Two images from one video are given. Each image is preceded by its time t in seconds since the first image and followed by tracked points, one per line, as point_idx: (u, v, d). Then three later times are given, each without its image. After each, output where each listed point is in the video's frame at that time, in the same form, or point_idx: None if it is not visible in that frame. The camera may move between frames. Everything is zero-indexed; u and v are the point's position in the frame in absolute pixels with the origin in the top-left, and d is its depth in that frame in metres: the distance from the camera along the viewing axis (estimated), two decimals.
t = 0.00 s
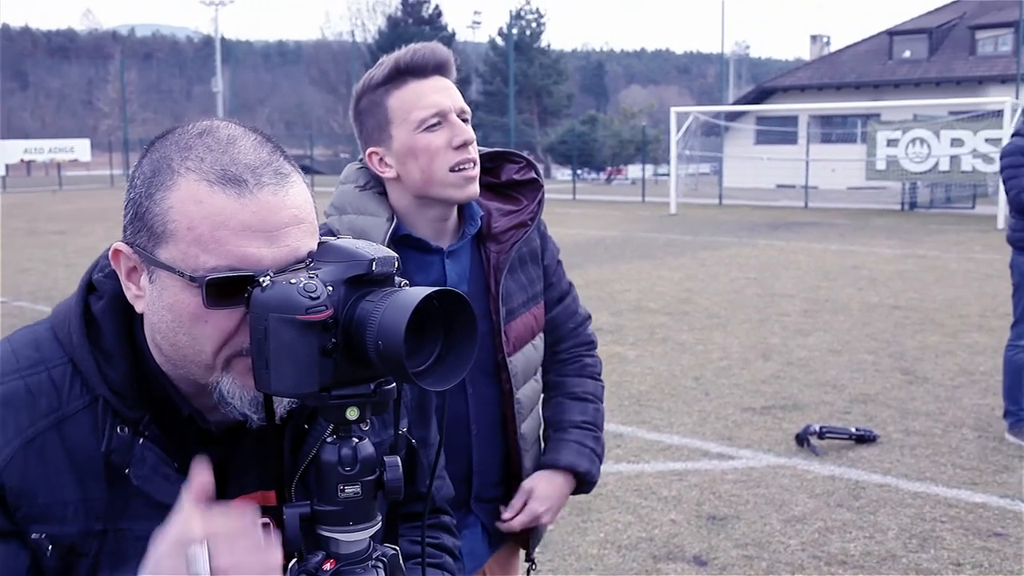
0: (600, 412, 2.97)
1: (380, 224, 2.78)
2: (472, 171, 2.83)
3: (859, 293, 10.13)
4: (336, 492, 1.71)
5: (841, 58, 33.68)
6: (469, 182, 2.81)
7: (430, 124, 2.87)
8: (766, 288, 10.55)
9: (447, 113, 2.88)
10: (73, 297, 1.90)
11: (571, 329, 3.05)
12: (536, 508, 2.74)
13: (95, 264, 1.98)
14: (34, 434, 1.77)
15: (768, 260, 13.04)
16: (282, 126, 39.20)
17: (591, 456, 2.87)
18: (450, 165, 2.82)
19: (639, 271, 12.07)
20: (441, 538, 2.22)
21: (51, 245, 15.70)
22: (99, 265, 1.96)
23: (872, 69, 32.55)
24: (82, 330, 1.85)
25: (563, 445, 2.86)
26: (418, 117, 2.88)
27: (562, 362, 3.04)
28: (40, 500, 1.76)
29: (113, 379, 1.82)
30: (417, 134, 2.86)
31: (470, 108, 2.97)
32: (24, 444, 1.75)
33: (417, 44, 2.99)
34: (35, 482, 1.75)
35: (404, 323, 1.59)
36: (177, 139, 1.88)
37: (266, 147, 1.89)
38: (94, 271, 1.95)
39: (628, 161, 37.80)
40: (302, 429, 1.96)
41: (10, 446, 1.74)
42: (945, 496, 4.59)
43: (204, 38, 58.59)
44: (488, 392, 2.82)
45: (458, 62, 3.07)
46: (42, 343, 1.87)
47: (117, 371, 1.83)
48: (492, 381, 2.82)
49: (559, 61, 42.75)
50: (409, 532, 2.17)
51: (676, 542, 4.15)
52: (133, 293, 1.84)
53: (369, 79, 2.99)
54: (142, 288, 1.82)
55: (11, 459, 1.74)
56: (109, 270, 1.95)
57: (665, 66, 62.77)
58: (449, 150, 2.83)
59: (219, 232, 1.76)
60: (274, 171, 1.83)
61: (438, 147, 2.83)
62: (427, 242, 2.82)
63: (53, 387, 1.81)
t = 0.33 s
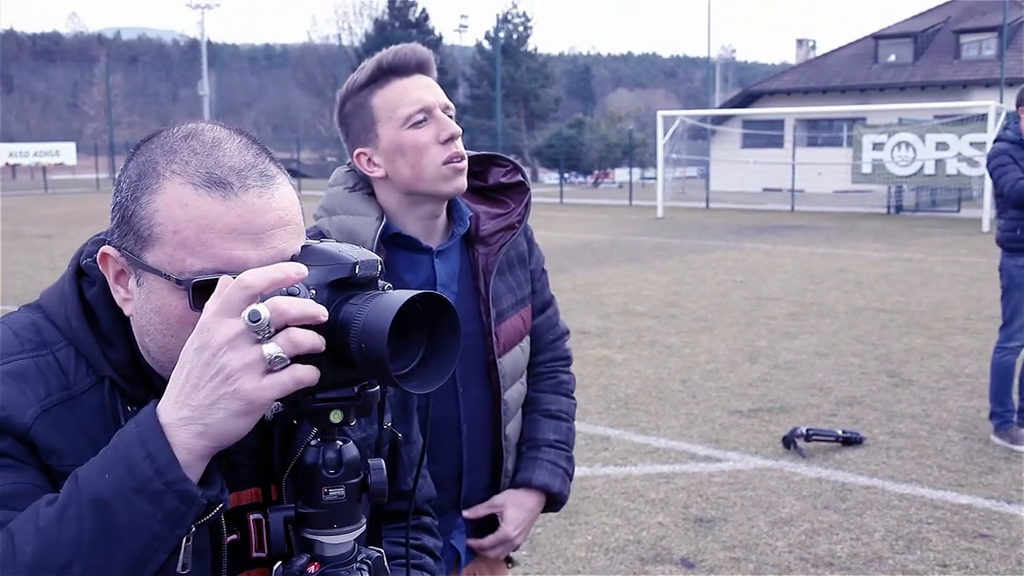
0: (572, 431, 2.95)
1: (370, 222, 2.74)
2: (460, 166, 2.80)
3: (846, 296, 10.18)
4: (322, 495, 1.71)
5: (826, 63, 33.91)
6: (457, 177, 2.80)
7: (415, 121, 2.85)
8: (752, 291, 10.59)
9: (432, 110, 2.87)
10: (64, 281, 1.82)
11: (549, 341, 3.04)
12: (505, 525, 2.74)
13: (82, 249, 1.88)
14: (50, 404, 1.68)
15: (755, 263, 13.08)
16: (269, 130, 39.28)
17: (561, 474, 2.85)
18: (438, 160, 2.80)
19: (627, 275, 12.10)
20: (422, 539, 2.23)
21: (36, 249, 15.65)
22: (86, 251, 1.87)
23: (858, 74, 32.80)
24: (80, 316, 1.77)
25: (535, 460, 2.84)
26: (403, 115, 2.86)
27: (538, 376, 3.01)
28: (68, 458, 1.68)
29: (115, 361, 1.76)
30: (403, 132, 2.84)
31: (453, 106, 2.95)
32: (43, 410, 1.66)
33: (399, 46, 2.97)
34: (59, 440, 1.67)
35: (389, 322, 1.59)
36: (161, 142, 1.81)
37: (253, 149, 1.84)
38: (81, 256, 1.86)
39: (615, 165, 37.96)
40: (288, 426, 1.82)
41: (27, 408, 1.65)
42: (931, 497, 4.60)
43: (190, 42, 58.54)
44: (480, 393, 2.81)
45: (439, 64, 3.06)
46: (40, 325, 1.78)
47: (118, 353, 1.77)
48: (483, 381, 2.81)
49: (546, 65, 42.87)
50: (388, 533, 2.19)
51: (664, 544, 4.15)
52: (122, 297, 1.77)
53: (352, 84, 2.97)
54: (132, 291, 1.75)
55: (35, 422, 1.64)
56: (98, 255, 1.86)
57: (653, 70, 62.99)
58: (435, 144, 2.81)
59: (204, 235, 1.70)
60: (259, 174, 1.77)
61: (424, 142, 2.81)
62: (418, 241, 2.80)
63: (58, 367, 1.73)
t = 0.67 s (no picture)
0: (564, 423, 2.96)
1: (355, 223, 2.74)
2: (441, 190, 2.77)
3: (834, 294, 10.21)
4: (309, 493, 1.71)
5: (814, 62, 33.99)
6: (439, 197, 2.77)
7: (401, 141, 2.79)
8: (741, 290, 10.62)
9: (418, 129, 2.80)
10: (51, 284, 1.81)
11: (540, 333, 3.05)
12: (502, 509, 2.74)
13: (68, 251, 1.87)
14: (39, 408, 1.67)
15: (743, 262, 13.12)
16: (257, 130, 39.18)
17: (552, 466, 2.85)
18: (422, 181, 2.76)
19: (616, 273, 12.11)
20: (410, 537, 2.23)
21: (23, 249, 15.56)
22: (72, 252, 1.85)
23: (845, 73, 32.88)
24: (68, 317, 1.76)
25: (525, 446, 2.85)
26: (388, 133, 2.79)
27: (530, 368, 3.03)
28: (59, 463, 1.68)
29: (104, 364, 1.75)
30: (389, 151, 2.78)
31: (440, 114, 2.86)
32: (32, 414, 1.66)
33: (391, 49, 2.85)
34: (49, 444, 1.67)
35: (374, 322, 1.58)
36: (152, 143, 1.81)
37: (244, 150, 1.83)
38: (68, 258, 1.85)
39: (603, 164, 37.98)
40: (276, 426, 1.82)
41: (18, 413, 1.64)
42: (918, 495, 4.63)
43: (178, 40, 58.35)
44: (468, 390, 2.81)
45: (431, 67, 2.95)
46: (28, 329, 1.77)
47: (107, 356, 1.76)
48: (471, 377, 2.80)
49: (535, 64, 42.88)
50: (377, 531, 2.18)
51: (652, 543, 4.17)
52: (109, 298, 1.76)
53: (341, 83, 2.87)
54: (119, 293, 1.74)
55: (26, 427, 1.64)
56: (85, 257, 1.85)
57: (641, 68, 63.04)
58: (420, 165, 2.76)
59: (194, 234, 1.69)
60: (250, 174, 1.77)
61: (409, 162, 2.76)
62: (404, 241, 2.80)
63: (47, 370, 1.72)
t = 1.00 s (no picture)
0: (550, 420, 2.95)
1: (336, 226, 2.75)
2: (427, 210, 2.76)
3: (817, 294, 10.26)
4: (293, 493, 1.70)
5: (798, 62, 34.15)
6: (423, 217, 2.75)
7: (391, 161, 2.76)
8: (725, 289, 10.65)
9: (409, 151, 2.77)
10: (32, 283, 1.78)
11: (528, 330, 3.03)
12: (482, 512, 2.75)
13: (50, 251, 1.85)
14: (21, 409, 1.66)
15: (727, 262, 13.17)
16: (241, 128, 39.01)
17: (536, 466, 2.84)
18: (407, 201, 2.74)
19: (600, 273, 12.13)
20: (395, 537, 2.23)
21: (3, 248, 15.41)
22: (54, 251, 1.83)
23: (829, 73, 33.06)
24: (51, 317, 1.74)
25: (510, 444, 2.84)
26: (380, 153, 2.76)
27: (518, 363, 3.02)
28: (42, 464, 1.67)
29: (87, 363, 1.73)
30: (379, 170, 2.76)
31: (433, 134, 2.83)
32: (14, 416, 1.64)
33: (390, 66, 2.81)
34: (30, 444, 1.66)
35: (360, 321, 1.58)
36: (138, 140, 1.79)
37: (229, 149, 1.82)
38: (50, 258, 1.82)
39: (588, 163, 38.05)
40: (261, 426, 1.81)
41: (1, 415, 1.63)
42: (901, 494, 4.65)
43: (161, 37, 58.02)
44: (450, 389, 2.80)
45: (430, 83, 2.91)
46: (9, 328, 1.76)
47: (90, 356, 1.74)
48: (452, 376, 2.80)
49: (519, 63, 42.91)
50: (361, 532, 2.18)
51: (636, 542, 4.17)
52: (93, 297, 1.74)
53: (337, 91, 2.83)
54: (102, 291, 1.72)
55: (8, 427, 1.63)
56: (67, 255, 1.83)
57: (625, 68, 63.14)
58: (408, 186, 2.74)
59: (179, 232, 1.68)
60: (236, 173, 1.75)
61: (398, 182, 2.74)
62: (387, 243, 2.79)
63: (30, 370, 1.70)
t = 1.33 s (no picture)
0: (531, 417, 2.94)
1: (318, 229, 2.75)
2: (410, 218, 2.76)
3: (800, 294, 10.30)
4: (278, 494, 1.69)
5: (780, 62, 34.29)
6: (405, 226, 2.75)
7: (376, 170, 2.74)
8: (708, 290, 10.67)
9: (394, 162, 2.76)
10: (14, 285, 1.77)
11: (515, 330, 3.02)
12: (457, 495, 2.73)
13: (32, 253, 1.84)
14: (6, 411, 1.65)
15: (710, 262, 13.22)
16: (223, 129, 38.81)
17: (511, 458, 2.83)
18: (390, 210, 2.73)
19: (583, 274, 12.14)
20: (379, 538, 2.23)
21: None
22: (37, 254, 1.82)
23: (811, 74, 33.19)
24: (33, 319, 1.73)
25: (492, 442, 2.84)
26: (365, 162, 2.74)
27: (503, 363, 3.02)
28: (24, 467, 1.67)
29: (71, 367, 1.72)
30: (364, 179, 2.74)
31: (420, 142, 2.81)
32: None
33: (380, 75, 2.78)
34: (13, 447, 1.65)
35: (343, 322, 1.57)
36: (122, 141, 1.78)
37: (213, 150, 1.81)
38: (32, 261, 1.81)
39: (571, 164, 38.05)
40: (246, 428, 1.80)
41: None
42: (884, 492, 4.68)
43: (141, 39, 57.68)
44: (434, 391, 2.80)
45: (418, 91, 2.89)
46: None
47: (74, 359, 1.73)
48: (436, 379, 2.80)
49: (503, 63, 42.89)
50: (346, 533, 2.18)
51: (621, 542, 4.18)
52: (76, 299, 1.73)
53: (325, 96, 2.80)
54: (85, 292, 1.71)
55: None
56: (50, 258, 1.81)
57: (608, 69, 63.26)
58: (392, 196, 2.73)
59: (163, 233, 1.67)
60: (219, 175, 1.75)
61: (382, 190, 2.73)
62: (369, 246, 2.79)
63: (13, 373, 1.69)
